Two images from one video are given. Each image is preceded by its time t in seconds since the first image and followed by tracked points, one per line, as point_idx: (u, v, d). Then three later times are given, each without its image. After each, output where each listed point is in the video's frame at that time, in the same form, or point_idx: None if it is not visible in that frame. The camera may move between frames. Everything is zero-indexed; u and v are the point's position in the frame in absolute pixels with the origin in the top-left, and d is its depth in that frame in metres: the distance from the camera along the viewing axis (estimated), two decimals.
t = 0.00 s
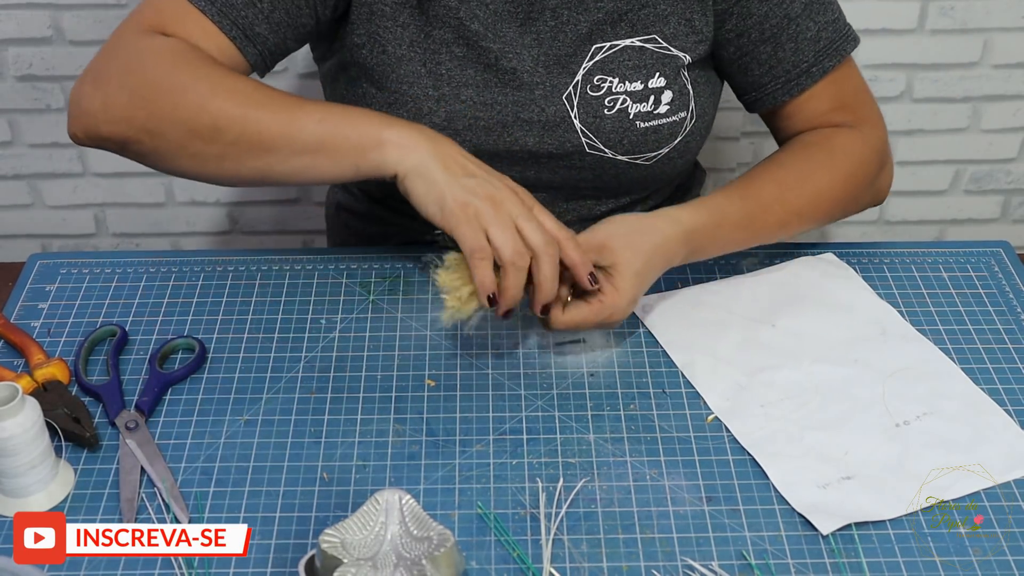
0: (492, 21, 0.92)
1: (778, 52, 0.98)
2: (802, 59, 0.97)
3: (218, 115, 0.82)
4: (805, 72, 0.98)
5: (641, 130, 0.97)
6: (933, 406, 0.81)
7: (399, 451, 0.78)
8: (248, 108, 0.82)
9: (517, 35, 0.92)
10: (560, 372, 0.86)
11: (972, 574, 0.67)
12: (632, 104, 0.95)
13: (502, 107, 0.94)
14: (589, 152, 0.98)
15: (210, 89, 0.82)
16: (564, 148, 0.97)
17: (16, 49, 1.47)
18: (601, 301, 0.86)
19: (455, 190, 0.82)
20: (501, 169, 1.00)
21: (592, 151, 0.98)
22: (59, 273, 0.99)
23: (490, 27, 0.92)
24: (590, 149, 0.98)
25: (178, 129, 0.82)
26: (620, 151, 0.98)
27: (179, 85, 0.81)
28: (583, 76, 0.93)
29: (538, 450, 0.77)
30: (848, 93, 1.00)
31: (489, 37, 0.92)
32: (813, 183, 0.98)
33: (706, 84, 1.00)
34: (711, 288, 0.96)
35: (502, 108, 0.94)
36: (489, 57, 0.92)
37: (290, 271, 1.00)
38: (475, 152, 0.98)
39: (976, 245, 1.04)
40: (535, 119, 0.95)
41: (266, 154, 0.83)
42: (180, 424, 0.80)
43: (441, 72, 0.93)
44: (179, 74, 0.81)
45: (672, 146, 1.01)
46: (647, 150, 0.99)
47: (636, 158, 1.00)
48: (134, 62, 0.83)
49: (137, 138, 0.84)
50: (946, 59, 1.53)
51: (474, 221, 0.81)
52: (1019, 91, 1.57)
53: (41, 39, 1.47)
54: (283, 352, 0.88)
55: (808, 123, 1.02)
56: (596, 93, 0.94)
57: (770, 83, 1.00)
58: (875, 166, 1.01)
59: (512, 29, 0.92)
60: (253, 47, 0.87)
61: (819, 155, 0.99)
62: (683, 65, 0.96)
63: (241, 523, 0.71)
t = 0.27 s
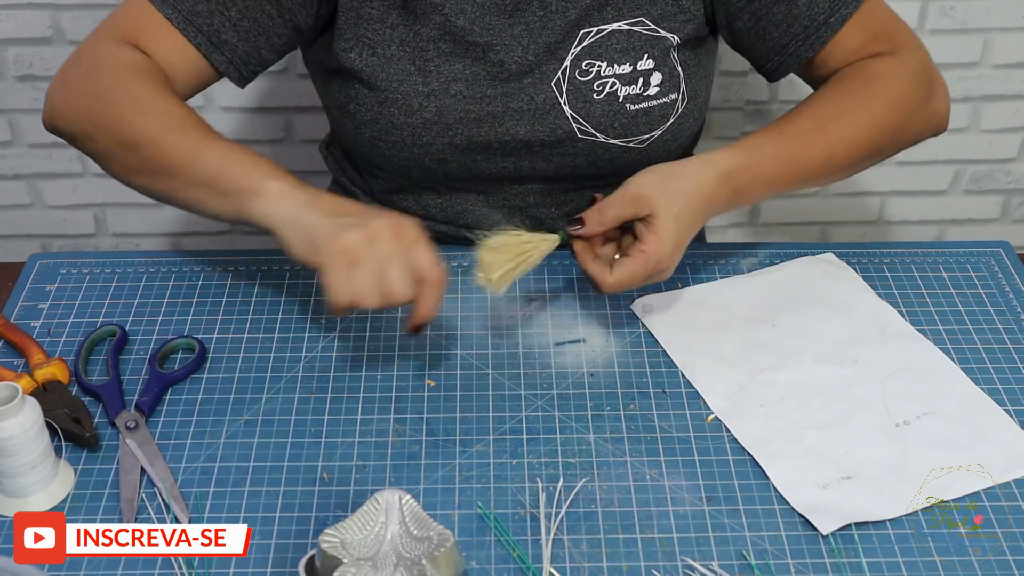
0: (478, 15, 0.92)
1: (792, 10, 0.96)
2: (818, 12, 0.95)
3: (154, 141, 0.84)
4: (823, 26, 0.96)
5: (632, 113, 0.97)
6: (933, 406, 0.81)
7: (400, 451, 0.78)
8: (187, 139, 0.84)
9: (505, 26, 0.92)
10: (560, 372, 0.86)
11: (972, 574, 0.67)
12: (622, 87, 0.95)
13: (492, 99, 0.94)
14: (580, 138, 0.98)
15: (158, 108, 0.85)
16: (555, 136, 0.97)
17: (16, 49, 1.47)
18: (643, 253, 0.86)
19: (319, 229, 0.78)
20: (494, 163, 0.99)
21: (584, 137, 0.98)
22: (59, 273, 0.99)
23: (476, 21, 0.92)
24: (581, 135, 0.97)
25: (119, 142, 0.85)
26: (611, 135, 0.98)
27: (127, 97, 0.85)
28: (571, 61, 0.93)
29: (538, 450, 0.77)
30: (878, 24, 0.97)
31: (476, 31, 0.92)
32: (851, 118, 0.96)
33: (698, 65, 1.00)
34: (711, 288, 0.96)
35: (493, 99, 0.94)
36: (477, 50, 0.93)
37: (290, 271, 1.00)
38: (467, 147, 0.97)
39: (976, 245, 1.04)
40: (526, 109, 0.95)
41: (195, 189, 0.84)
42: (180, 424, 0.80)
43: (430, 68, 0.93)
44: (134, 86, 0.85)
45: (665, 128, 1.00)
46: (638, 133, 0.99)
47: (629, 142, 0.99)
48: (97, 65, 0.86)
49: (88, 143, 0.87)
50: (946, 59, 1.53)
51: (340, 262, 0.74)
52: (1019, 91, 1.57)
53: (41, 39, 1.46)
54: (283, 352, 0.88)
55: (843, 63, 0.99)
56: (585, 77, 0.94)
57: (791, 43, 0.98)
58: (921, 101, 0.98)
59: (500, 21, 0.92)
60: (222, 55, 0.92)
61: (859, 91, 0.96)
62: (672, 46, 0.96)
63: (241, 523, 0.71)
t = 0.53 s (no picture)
0: (465, 11, 0.92)
1: (772, 27, 0.96)
2: (797, 31, 0.96)
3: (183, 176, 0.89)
4: (801, 44, 0.97)
5: (620, 111, 0.97)
6: (933, 406, 0.81)
7: (400, 451, 0.78)
8: (216, 177, 0.87)
9: (492, 22, 0.92)
10: (560, 372, 0.86)
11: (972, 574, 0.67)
12: (610, 85, 0.95)
13: (479, 94, 0.94)
14: (568, 135, 0.97)
15: (188, 150, 0.90)
16: (543, 132, 0.96)
17: (16, 49, 1.47)
18: (630, 259, 0.85)
19: (354, 245, 0.78)
20: (482, 158, 1.00)
21: (572, 134, 0.97)
22: (59, 273, 0.99)
23: (463, 17, 0.92)
24: (569, 132, 0.97)
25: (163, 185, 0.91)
26: (599, 133, 0.98)
27: (162, 144, 0.91)
28: (560, 58, 0.93)
29: (538, 450, 0.77)
30: (851, 51, 0.99)
31: (462, 27, 0.92)
32: (825, 140, 0.98)
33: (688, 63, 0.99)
34: (711, 288, 0.96)
35: (479, 95, 0.94)
36: (464, 46, 0.93)
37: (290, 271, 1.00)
38: (455, 142, 0.97)
39: (976, 245, 1.04)
40: (513, 104, 0.95)
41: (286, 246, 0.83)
42: (180, 424, 0.80)
43: (418, 64, 0.94)
44: (170, 132, 0.91)
45: (655, 128, 1.00)
46: (627, 131, 0.98)
47: (617, 140, 0.99)
48: (142, 118, 0.94)
49: (147, 193, 0.96)
50: (946, 59, 1.53)
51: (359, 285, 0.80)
52: (1019, 91, 1.57)
53: (41, 39, 1.46)
54: (283, 352, 0.88)
55: (814, 85, 1.01)
56: (574, 75, 0.94)
57: (767, 58, 0.98)
58: (886, 121, 1.00)
59: (487, 16, 0.92)
60: (236, 81, 0.96)
61: (833, 115, 0.98)
62: (661, 44, 0.96)
63: (241, 523, 0.71)
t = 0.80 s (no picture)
0: (460, 12, 0.91)
1: (758, 29, 0.96)
2: (782, 34, 0.96)
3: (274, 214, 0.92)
4: (786, 47, 0.97)
5: (618, 109, 0.96)
6: (933, 406, 0.81)
7: (400, 451, 0.78)
8: (278, 203, 0.93)
9: (487, 22, 0.92)
10: (560, 372, 0.86)
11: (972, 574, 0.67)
12: (607, 83, 0.95)
13: (476, 94, 0.94)
14: (567, 134, 0.97)
15: (248, 184, 0.95)
16: (541, 132, 0.97)
17: (16, 49, 1.47)
18: (585, 275, 0.87)
19: (410, 249, 0.84)
20: (481, 158, 1.00)
21: (570, 133, 0.97)
22: (59, 273, 0.99)
23: (457, 17, 0.92)
24: (567, 130, 0.97)
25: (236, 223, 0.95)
26: (598, 131, 0.97)
27: (219, 181, 0.95)
28: (556, 58, 0.93)
29: (538, 450, 0.77)
30: (824, 66, 0.99)
31: (457, 27, 0.92)
32: (789, 155, 0.98)
33: (684, 60, 0.99)
34: (711, 288, 0.96)
35: (476, 95, 0.94)
36: (460, 47, 0.93)
37: (290, 271, 1.00)
38: (453, 143, 0.98)
39: (976, 245, 1.04)
40: (510, 104, 0.95)
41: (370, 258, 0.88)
42: (180, 424, 0.80)
43: (414, 66, 0.94)
44: (221, 168, 0.95)
45: (651, 124, 0.99)
46: (626, 128, 0.98)
47: (616, 137, 0.99)
48: (191, 160, 0.97)
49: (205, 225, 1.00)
50: (946, 59, 1.53)
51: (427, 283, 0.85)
52: (1019, 91, 1.57)
53: (41, 39, 1.46)
54: (283, 352, 0.88)
55: (787, 95, 1.01)
56: (570, 74, 0.94)
57: (753, 60, 0.98)
58: (852, 138, 1.01)
59: (482, 17, 0.92)
60: (272, 104, 0.98)
61: (796, 132, 0.99)
62: (657, 41, 0.95)
63: (241, 523, 0.71)
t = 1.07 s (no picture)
0: (463, 11, 0.92)
1: (765, 26, 0.96)
2: (790, 30, 0.96)
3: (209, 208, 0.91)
4: (794, 43, 0.97)
5: (623, 108, 0.96)
6: (933, 406, 0.81)
7: (400, 451, 0.78)
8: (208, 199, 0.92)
9: (491, 21, 0.92)
10: (560, 372, 0.86)
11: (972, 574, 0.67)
12: (612, 82, 0.95)
13: (481, 93, 0.94)
14: (572, 133, 0.97)
15: (195, 172, 0.94)
16: (546, 130, 0.97)
17: (16, 49, 1.47)
18: (619, 266, 0.86)
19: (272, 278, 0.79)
20: (486, 157, 1.00)
21: (576, 131, 0.97)
22: (59, 273, 0.99)
23: (461, 17, 0.92)
24: (573, 129, 0.97)
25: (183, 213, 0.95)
26: (603, 129, 0.97)
27: (177, 166, 0.95)
28: (561, 58, 0.93)
29: (538, 450, 0.77)
30: (834, 55, 0.99)
31: (461, 26, 0.92)
32: (807, 143, 0.99)
33: (689, 58, 0.99)
34: (711, 288, 0.96)
35: (482, 94, 0.94)
36: (464, 46, 0.93)
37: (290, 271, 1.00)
38: (458, 142, 0.98)
39: (976, 244, 1.04)
40: (515, 102, 0.95)
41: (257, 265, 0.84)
42: (180, 424, 0.80)
43: (419, 64, 0.94)
44: (182, 152, 0.95)
45: (656, 123, 0.99)
46: (631, 127, 0.98)
47: (621, 136, 0.99)
48: (160, 139, 0.98)
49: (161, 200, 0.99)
50: (946, 59, 1.53)
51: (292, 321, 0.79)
52: (1019, 91, 1.57)
53: (41, 39, 1.47)
54: (283, 353, 0.88)
55: (796, 88, 1.01)
56: (575, 73, 0.94)
57: (760, 57, 0.99)
58: (867, 124, 1.02)
59: (485, 16, 0.92)
60: (249, 93, 0.98)
61: (814, 118, 0.99)
62: (661, 40, 0.95)
63: (241, 523, 0.71)
